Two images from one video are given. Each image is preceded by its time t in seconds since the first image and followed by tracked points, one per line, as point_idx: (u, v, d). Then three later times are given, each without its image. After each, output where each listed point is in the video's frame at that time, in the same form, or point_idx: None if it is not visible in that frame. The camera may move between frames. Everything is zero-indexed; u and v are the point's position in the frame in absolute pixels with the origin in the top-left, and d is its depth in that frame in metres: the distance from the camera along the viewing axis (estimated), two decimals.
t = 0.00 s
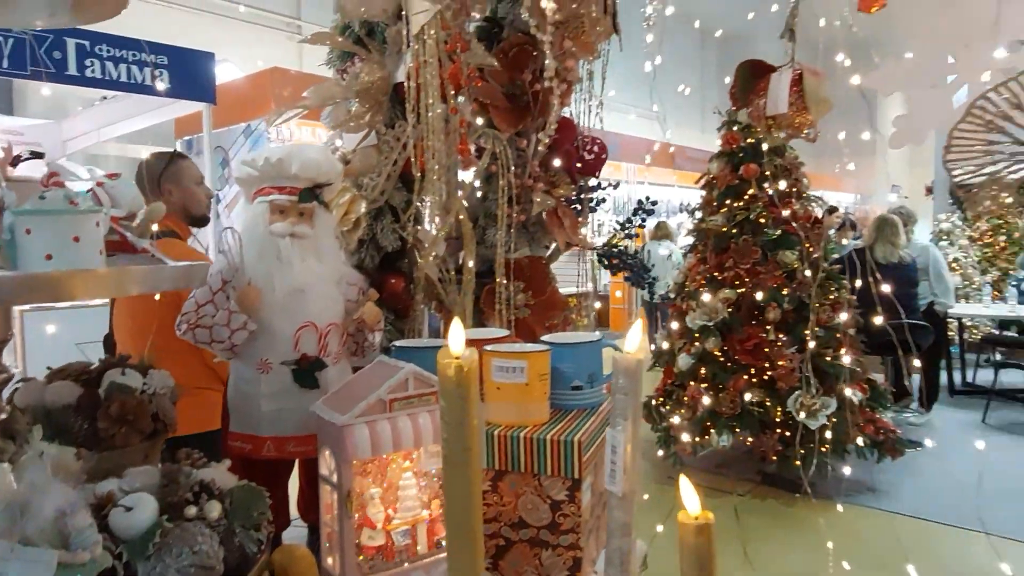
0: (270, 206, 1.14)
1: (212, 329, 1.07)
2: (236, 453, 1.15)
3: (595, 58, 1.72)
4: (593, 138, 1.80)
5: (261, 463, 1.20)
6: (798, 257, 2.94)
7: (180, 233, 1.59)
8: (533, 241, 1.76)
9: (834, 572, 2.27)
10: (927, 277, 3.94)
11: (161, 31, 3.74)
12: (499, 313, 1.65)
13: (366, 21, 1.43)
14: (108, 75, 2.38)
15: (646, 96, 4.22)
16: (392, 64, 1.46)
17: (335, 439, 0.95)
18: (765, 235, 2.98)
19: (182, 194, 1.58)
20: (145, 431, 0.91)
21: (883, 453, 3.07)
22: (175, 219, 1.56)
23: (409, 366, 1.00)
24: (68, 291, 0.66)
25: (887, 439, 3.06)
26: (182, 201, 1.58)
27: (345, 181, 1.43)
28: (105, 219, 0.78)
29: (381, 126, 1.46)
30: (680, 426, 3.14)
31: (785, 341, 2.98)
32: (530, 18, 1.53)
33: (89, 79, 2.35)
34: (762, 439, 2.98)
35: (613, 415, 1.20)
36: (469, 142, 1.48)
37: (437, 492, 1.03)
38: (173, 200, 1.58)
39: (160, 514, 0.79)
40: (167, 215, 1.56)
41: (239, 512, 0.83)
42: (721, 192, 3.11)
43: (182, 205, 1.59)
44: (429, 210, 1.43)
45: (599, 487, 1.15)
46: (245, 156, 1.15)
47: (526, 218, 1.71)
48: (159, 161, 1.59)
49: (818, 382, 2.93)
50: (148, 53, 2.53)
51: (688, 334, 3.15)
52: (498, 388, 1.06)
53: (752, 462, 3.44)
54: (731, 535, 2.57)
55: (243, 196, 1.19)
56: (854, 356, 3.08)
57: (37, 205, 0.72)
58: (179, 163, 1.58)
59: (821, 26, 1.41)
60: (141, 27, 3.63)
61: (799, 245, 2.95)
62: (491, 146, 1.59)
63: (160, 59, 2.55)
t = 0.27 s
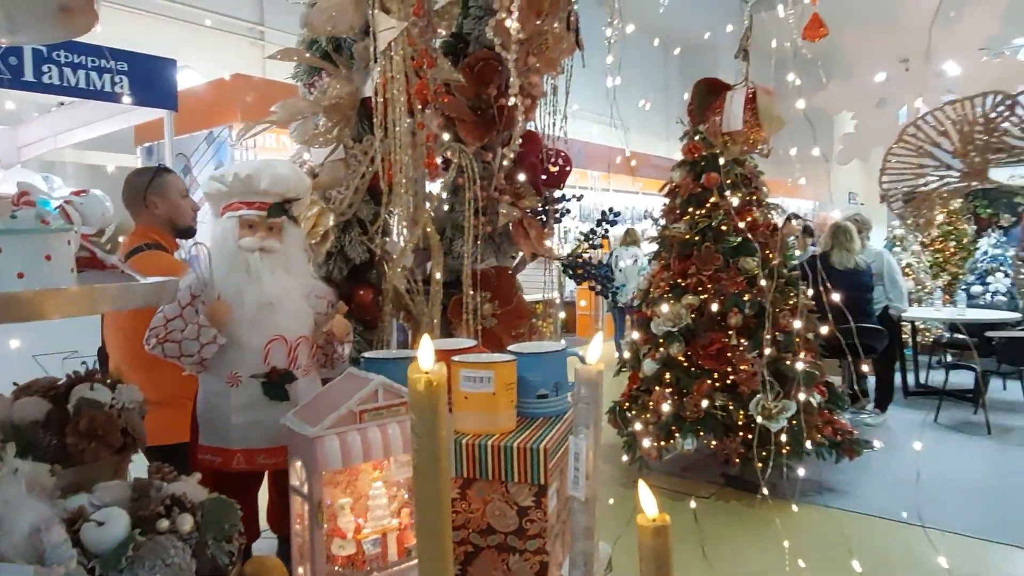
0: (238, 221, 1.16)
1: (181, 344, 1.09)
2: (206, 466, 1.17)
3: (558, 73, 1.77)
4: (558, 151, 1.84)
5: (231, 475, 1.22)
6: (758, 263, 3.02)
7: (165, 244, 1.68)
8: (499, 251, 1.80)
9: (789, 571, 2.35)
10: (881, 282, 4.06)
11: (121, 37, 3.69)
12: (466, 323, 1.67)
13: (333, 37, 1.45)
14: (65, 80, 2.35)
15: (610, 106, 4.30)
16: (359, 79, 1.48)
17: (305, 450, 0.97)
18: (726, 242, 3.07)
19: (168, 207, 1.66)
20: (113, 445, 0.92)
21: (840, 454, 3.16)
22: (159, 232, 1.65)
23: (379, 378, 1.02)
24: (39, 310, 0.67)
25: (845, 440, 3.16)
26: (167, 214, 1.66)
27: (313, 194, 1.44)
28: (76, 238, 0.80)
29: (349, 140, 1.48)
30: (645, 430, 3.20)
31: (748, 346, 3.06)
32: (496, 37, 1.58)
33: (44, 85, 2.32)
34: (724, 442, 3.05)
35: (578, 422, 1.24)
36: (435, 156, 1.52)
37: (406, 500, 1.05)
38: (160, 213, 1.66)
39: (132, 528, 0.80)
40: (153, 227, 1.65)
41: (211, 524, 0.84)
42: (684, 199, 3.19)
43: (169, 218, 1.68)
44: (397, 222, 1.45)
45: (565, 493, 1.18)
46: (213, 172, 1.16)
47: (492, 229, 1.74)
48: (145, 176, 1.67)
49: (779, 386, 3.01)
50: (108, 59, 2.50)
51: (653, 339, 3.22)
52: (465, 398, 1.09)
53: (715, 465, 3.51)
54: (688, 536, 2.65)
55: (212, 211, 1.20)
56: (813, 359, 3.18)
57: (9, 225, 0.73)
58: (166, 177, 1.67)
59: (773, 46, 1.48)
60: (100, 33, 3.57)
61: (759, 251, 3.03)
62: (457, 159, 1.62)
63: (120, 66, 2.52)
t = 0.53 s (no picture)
0: (208, 239, 1.17)
1: (150, 361, 1.10)
2: (175, 483, 1.18)
3: (522, 91, 1.81)
4: (523, 166, 1.88)
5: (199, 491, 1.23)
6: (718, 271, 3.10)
7: (153, 256, 1.85)
8: (465, 264, 1.83)
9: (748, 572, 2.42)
10: (837, 289, 4.20)
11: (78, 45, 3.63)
12: (433, 336, 1.70)
13: (300, 56, 1.47)
14: (20, 88, 2.32)
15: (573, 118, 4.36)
16: (326, 97, 1.50)
17: (276, 465, 0.99)
18: (687, 251, 3.14)
19: (153, 221, 1.83)
20: (83, 463, 0.93)
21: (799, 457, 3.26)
22: (147, 246, 1.81)
23: (349, 393, 1.04)
24: (12, 331, 0.68)
25: (803, 444, 3.26)
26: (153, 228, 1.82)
27: (280, 210, 1.46)
28: (47, 259, 0.81)
29: (316, 157, 1.50)
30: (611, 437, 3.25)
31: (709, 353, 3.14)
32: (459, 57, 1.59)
33: None
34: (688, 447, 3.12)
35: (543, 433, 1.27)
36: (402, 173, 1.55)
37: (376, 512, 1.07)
38: (147, 227, 1.82)
39: (104, 545, 0.80)
40: (141, 242, 1.81)
41: (182, 540, 0.87)
42: (646, 209, 3.26)
43: (155, 231, 1.84)
44: (364, 237, 1.47)
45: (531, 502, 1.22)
46: (182, 190, 1.17)
47: (458, 243, 1.77)
48: (130, 196, 1.84)
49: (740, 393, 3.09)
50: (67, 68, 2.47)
51: (617, 348, 3.29)
52: (432, 411, 1.12)
53: (678, 470, 3.59)
54: (650, 541, 2.71)
55: (180, 229, 1.21)
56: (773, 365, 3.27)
57: None
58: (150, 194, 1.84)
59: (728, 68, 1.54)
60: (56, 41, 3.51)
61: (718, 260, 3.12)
62: (424, 175, 1.65)
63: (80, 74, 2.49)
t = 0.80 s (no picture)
0: (186, 254, 1.19)
1: (129, 375, 1.12)
2: (153, 496, 1.19)
3: (497, 105, 1.84)
4: (499, 179, 1.91)
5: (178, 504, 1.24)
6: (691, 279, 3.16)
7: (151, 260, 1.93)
8: (441, 275, 1.86)
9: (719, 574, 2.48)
10: (807, 295, 4.31)
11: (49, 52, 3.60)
12: (411, 347, 1.72)
13: (277, 71, 1.49)
14: None
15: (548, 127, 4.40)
16: (303, 111, 1.52)
17: (255, 478, 1.00)
18: (661, 259, 3.20)
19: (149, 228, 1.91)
20: (61, 478, 0.94)
21: (772, 462, 3.30)
22: (147, 251, 1.89)
23: (327, 405, 1.06)
24: None
25: (776, 448, 3.30)
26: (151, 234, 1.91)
27: (258, 224, 1.47)
28: (27, 277, 0.82)
29: (294, 171, 1.52)
30: (586, 444, 3.29)
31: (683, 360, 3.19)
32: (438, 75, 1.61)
33: None
34: (662, 453, 3.16)
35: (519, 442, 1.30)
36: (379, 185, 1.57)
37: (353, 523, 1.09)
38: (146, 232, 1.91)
39: (85, 559, 0.82)
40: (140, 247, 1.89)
41: (162, 553, 0.87)
42: (620, 217, 3.31)
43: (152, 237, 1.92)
44: (342, 250, 1.48)
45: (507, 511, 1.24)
46: (161, 206, 1.19)
47: (434, 255, 1.80)
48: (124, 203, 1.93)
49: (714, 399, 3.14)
50: (38, 78, 2.45)
51: (593, 355, 3.33)
52: (409, 422, 1.14)
53: (653, 476, 3.63)
54: (624, 546, 2.75)
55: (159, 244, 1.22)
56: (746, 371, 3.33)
57: None
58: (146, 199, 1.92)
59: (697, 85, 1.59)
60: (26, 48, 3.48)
61: (692, 268, 3.18)
62: (400, 188, 1.67)
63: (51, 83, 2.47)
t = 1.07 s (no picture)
0: (170, 268, 1.20)
1: (114, 388, 1.13)
2: (137, 508, 1.20)
3: (478, 118, 1.87)
4: (481, 191, 1.94)
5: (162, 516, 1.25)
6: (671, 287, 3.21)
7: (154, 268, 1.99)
8: (424, 286, 1.88)
9: None
10: (784, 302, 4.38)
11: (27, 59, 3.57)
12: (393, 357, 1.74)
13: (261, 85, 1.51)
14: None
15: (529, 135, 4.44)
16: (287, 125, 1.54)
17: (240, 489, 1.02)
18: (641, 267, 3.24)
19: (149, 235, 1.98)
20: (46, 491, 0.95)
21: (751, 467, 3.34)
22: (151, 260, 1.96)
23: (311, 417, 1.08)
24: None
25: (755, 454, 3.33)
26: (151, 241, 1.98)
27: (241, 236, 1.49)
28: (14, 292, 0.83)
29: (277, 185, 1.54)
30: (568, 450, 3.32)
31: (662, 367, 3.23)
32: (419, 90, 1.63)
33: None
34: (642, 460, 3.20)
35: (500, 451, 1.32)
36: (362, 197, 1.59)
37: (337, 533, 1.11)
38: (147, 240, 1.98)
39: (71, 572, 0.83)
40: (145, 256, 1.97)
41: (148, 565, 0.88)
42: (601, 226, 3.35)
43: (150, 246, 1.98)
44: (325, 262, 1.50)
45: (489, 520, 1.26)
46: (146, 221, 1.20)
47: (416, 266, 1.82)
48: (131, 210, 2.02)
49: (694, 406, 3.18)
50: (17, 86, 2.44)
51: (574, 362, 3.37)
52: (392, 432, 1.16)
53: (634, 483, 3.67)
54: (605, 553, 2.78)
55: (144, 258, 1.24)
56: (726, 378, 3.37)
57: None
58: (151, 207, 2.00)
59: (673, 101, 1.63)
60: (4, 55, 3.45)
61: (672, 276, 3.22)
62: (383, 201, 1.69)
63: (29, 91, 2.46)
